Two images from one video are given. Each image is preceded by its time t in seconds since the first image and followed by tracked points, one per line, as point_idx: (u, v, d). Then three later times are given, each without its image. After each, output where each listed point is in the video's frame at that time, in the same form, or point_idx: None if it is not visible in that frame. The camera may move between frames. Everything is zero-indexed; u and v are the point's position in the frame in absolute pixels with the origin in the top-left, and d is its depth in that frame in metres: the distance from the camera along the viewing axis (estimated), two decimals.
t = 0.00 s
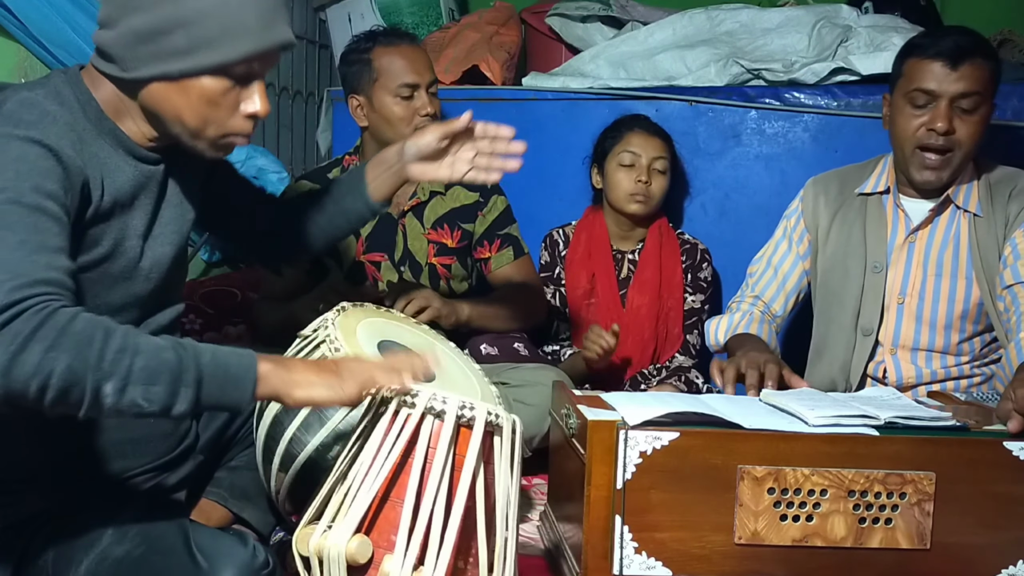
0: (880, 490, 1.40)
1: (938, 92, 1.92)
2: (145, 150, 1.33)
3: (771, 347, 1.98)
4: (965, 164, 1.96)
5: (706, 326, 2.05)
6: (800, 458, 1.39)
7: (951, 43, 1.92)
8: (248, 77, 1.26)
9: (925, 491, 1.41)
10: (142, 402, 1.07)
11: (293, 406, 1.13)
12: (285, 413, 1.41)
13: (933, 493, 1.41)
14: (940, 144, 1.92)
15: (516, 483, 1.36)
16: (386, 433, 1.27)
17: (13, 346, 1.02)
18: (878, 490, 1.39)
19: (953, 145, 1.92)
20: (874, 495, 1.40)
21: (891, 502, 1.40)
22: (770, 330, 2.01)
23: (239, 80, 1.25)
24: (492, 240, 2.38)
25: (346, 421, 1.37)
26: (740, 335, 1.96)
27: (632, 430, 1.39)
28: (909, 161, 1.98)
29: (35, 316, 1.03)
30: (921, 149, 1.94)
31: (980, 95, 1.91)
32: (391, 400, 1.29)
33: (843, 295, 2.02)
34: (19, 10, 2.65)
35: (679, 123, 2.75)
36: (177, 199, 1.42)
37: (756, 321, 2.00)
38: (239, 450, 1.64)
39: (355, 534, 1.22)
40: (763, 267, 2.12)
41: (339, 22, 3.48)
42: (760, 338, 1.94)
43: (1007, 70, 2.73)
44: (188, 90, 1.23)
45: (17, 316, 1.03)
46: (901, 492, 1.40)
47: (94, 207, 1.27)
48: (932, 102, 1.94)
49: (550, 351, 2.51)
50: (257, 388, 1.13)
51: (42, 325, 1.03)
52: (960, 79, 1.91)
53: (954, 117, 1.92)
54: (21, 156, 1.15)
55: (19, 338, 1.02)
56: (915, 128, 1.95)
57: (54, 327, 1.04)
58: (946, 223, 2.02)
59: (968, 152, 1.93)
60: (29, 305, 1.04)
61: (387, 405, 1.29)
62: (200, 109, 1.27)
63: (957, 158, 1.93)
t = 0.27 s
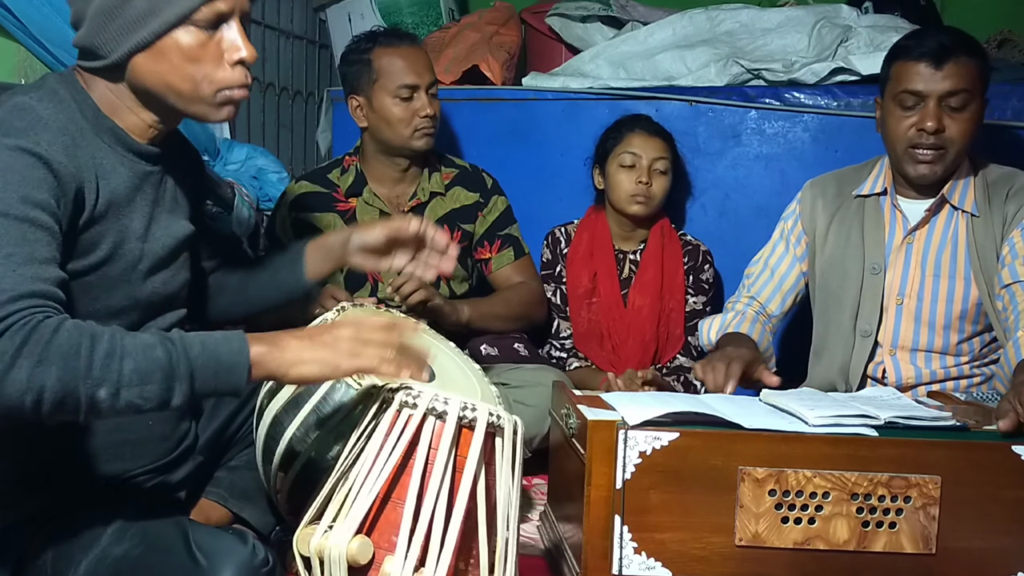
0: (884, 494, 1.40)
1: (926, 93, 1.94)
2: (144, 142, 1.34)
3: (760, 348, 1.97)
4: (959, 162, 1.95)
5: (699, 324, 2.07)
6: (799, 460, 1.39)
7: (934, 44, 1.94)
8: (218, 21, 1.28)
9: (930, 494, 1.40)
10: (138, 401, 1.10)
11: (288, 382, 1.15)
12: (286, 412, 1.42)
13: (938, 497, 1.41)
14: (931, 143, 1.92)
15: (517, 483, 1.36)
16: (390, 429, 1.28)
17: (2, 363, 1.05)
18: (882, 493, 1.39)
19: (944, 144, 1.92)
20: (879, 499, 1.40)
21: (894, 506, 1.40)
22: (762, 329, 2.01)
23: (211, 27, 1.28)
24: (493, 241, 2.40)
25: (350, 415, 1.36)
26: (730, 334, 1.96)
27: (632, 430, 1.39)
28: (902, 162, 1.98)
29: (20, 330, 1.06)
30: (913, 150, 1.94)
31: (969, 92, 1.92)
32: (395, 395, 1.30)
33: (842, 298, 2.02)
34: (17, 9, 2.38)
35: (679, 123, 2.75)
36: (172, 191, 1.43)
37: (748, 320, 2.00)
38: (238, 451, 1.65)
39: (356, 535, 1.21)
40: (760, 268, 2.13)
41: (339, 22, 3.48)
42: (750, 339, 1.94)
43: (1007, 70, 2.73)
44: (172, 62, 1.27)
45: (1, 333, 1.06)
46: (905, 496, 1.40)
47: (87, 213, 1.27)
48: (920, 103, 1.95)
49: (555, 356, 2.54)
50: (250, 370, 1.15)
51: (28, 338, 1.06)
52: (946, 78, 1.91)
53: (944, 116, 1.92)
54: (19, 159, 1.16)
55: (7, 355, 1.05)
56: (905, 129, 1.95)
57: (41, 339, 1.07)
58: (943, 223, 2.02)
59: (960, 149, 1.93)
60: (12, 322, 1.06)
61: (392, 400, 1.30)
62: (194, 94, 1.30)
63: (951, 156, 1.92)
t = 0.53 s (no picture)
0: (882, 492, 1.40)
1: (921, 89, 1.94)
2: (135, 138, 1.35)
3: (756, 347, 1.97)
4: (955, 158, 1.95)
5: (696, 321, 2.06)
6: (799, 459, 1.39)
7: (929, 41, 1.94)
8: None
9: (928, 493, 1.40)
10: (179, 373, 1.07)
11: (326, 362, 1.16)
12: (286, 412, 1.41)
13: (936, 495, 1.41)
14: (927, 139, 1.92)
15: (516, 483, 1.36)
16: (390, 428, 1.28)
17: (43, 335, 1.02)
18: (880, 491, 1.40)
19: (940, 139, 1.91)
20: (877, 497, 1.40)
21: (893, 504, 1.40)
22: (759, 327, 2.01)
23: None
24: (493, 241, 2.40)
25: (349, 415, 1.35)
26: (726, 332, 1.96)
27: (632, 430, 1.39)
28: (900, 159, 1.98)
29: (60, 304, 1.04)
30: (909, 145, 1.94)
31: (963, 87, 1.92)
32: (396, 395, 1.30)
33: (843, 297, 2.02)
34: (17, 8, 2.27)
35: (679, 123, 2.75)
36: (162, 202, 1.42)
37: (746, 318, 2.00)
38: (238, 449, 1.65)
39: (356, 535, 1.21)
40: (760, 265, 2.12)
41: (339, 22, 3.48)
42: (745, 336, 1.94)
43: (1006, 70, 2.73)
44: (150, 40, 1.27)
45: (40, 307, 1.03)
46: (903, 494, 1.40)
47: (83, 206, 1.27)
48: (916, 99, 1.95)
49: (555, 355, 2.54)
50: (289, 349, 1.14)
51: (67, 311, 1.04)
52: (940, 73, 1.92)
53: (939, 111, 1.92)
54: (16, 154, 1.15)
55: (47, 327, 1.03)
56: (901, 125, 1.95)
57: (81, 312, 1.05)
58: (944, 222, 2.02)
59: (957, 145, 1.92)
60: (52, 295, 1.04)
61: (392, 400, 1.30)
62: (184, 83, 1.30)
63: (947, 152, 1.92)
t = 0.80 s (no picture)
0: (877, 489, 1.40)
1: (925, 83, 1.95)
2: (122, 134, 1.35)
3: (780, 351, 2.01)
4: (960, 152, 1.95)
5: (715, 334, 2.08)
6: (800, 457, 1.39)
7: (931, 35, 1.95)
8: None
9: (921, 489, 1.41)
10: (156, 368, 1.06)
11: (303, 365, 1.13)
12: (286, 413, 1.40)
13: (930, 491, 1.41)
14: (932, 132, 1.92)
15: (517, 483, 1.36)
16: (390, 430, 1.28)
17: (21, 324, 1.03)
18: (876, 488, 1.40)
19: (945, 132, 1.92)
20: (872, 494, 1.40)
21: (888, 501, 1.41)
22: (779, 331, 2.05)
23: None
24: (493, 241, 2.41)
25: (348, 417, 1.34)
26: (747, 338, 2.00)
27: (632, 430, 1.39)
28: (906, 155, 1.98)
29: (39, 293, 1.04)
30: (914, 139, 1.94)
31: (967, 80, 1.93)
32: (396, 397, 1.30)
33: (846, 297, 2.03)
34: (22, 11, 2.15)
35: (679, 123, 2.75)
36: (156, 200, 1.42)
37: (765, 324, 2.04)
38: (238, 449, 1.65)
39: (356, 535, 1.21)
40: (771, 270, 2.13)
41: (339, 22, 3.47)
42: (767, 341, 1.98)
43: (1007, 70, 2.73)
44: (127, 24, 1.27)
45: (19, 296, 1.04)
46: (898, 490, 1.40)
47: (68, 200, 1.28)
48: (920, 93, 1.96)
49: (550, 353, 2.51)
50: (272, 351, 1.13)
51: (46, 300, 1.04)
52: (944, 67, 1.93)
53: (943, 105, 1.93)
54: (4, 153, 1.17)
55: (25, 317, 1.03)
56: (906, 118, 1.96)
57: (59, 302, 1.04)
58: (947, 222, 2.02)
59: (962, 138, 1.93)
60: (31, 284, 1.05)
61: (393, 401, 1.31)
62: (164, 63, 1.29)
63: (952, 145, 1.92)
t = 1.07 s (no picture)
0: (880, 491, 1.40)
1: (937, 77, 1.96)
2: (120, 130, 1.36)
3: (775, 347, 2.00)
4: (974, 147, 1.95)
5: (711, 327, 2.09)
6: (800, 458, 1.39)
7: (939, 32, 1.98)
8: None
9: (924, 490, 1.41)
10: (153, 374, 1.05)
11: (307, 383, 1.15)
12: (286, 413, 1.41)
13: (932, 493, 1.41)
14: (947, 125, 1.92)
15: (517, 483, 1.36)
16: (389, 433, 1.29)
17: (23, 318, 1.03)
18: (878, 490, 1.40)
19: (960, 124, 1.92)
20: (874, 495, 1.40)
21: (890, 502, 1.41)
22: (775, 328, 2.04)
23: None
24: (493, 241, 2.40)
25: (349, 418, 1.36)
26: (744, 333, 2.00)
27: (632, 430, 1.39)
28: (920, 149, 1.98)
29: (43, 289, 1.05)
30: (928, 132, 1.94)
31: (979, 74, 1.94)
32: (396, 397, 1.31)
33: (851, 295, 2.03)
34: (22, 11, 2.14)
35: (680, 123, 2.75)
36: (156, 192, 1.42)
37: (762, 320, 2.04)
38: (238, 449, 1.65)
39: (356, 536, 1.21)
40: (772, 265, 2.13)
41: (339, 22, 3.47)
42: (764, 338, 1.98)
43: (1006, 70, 2.73)
44: (120, 15, 1.28)
45: (22, 291, 1.04)
46: (900, 492, 1.40)
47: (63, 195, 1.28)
48: (932, 88, 1.96)
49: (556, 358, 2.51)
50: (269, 365, 1.13)
51: (50, 297, 1.05)
52: (955, 61, 1.94)
53: (957, 98, 1.93)
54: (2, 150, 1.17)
55: (28, 311, 1.04)
56: (919, 113, 1.96)
57: (63, 301, 1.05)
58: (954, 222, 2.02)
59: (977, 130, 1.92)
60: (36, 280, 1.05)
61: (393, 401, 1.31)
62: (156, 54, 1.30)
63: (968, 137, 1.92)
